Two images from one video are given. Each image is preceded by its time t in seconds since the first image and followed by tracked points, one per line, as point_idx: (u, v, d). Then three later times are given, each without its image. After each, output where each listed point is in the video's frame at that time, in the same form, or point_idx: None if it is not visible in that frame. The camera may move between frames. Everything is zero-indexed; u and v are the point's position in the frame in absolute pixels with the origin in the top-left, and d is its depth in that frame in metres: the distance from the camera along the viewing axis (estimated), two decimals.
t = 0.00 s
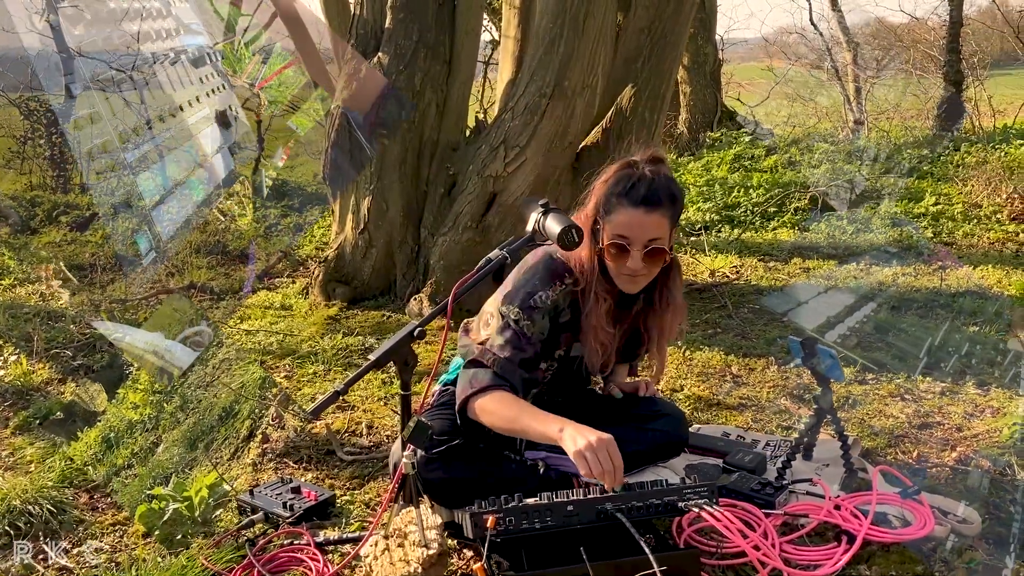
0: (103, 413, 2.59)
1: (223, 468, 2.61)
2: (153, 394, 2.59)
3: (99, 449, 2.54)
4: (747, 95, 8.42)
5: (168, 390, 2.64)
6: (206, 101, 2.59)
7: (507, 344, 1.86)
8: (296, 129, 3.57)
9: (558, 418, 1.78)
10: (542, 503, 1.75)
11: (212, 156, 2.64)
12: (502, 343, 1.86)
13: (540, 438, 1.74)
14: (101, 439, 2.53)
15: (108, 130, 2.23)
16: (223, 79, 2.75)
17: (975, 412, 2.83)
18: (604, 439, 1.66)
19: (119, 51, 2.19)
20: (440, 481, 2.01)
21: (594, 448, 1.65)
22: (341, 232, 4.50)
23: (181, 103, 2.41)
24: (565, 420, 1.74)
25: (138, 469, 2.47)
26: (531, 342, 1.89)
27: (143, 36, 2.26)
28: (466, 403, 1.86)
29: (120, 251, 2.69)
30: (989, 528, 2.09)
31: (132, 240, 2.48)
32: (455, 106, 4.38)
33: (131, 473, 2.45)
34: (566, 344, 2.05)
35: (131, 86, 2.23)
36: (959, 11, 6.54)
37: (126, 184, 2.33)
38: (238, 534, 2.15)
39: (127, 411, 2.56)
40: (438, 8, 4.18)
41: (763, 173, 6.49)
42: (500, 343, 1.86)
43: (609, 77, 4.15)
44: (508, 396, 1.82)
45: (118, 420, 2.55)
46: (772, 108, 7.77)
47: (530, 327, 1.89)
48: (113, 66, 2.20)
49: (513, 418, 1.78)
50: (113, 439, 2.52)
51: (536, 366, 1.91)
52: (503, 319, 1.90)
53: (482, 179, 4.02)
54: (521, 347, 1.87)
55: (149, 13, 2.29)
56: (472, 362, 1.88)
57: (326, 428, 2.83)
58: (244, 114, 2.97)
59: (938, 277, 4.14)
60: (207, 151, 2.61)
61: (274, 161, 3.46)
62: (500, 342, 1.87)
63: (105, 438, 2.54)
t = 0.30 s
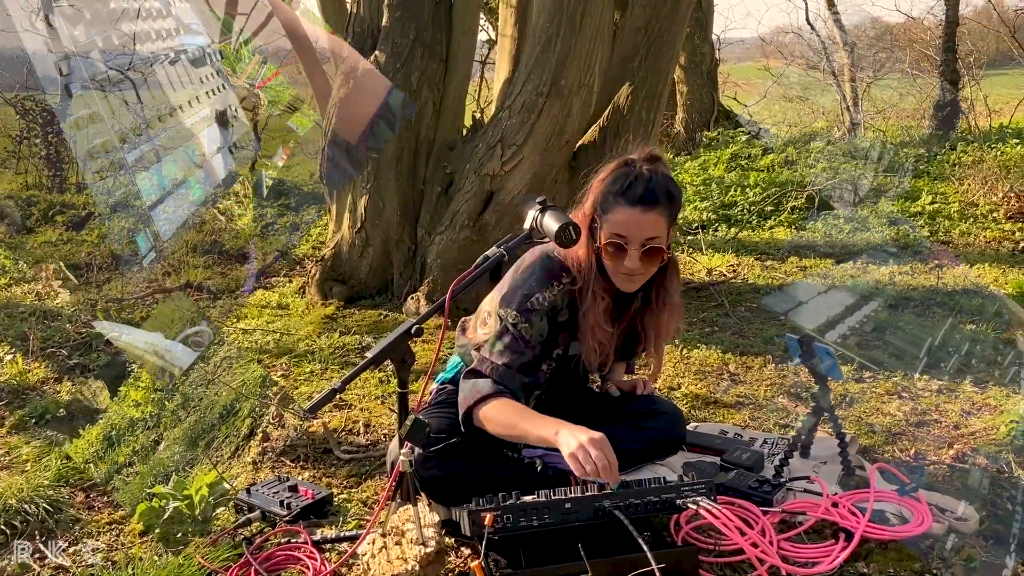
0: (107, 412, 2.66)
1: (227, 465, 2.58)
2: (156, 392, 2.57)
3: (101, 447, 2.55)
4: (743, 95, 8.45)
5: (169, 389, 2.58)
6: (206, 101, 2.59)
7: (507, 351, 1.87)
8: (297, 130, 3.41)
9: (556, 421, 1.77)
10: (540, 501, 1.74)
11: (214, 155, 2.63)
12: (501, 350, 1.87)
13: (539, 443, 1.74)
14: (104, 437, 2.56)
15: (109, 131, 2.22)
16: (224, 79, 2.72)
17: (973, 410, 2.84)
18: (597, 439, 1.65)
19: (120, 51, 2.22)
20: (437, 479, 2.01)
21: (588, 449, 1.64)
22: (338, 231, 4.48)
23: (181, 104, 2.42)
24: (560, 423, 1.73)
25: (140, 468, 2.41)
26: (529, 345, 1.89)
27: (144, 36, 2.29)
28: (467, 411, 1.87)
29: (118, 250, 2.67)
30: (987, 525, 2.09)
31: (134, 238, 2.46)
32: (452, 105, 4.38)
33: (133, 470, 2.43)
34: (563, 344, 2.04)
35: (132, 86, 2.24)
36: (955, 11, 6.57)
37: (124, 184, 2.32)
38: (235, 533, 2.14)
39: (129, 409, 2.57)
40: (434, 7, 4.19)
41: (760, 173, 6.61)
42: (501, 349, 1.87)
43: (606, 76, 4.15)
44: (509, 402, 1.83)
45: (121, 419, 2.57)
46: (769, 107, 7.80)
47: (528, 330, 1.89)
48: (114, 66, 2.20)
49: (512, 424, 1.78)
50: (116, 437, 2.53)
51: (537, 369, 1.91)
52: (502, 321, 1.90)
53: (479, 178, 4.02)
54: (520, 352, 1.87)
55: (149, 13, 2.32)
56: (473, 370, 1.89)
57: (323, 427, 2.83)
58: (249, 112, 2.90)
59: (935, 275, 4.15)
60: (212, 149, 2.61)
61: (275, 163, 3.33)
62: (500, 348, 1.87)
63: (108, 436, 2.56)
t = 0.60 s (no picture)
0: (106, 408, 2.44)
1: (228, 465, 2.59)
2: (157, 390, 2.43)
3: (102, 445, 2.39)
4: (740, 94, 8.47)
5: (171, 386, 2.47)
6: (206, 102, 2.53)
7: (504, 350, 1.88)
8: (299, 131, 3.13)
9: (552, 419, 1.79)
10: (535, 497, 1.75)
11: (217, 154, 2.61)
12: (497, 350, 1.88)
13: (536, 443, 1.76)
14: (105, 434, 2.39)
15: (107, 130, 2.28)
16: (227, 80, 2.64)
17: (968, 406, 2.84)
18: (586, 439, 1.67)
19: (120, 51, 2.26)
20: (434, 474, 2.01)
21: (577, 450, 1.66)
22: (334, 229, 4.48)
23: (181, 104, 2.42)
24: (555, 423, 1.75)
25: (142, 466, 2.38)
26: (525, 342, 1.90)
27: (145, 37, 2.31)
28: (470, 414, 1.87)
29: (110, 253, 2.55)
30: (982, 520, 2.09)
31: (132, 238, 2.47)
32: (448, 104, 4.38)
33: (134, 468, 2.39)
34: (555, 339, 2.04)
35: (130, 85, 2.28)
36: (951, 11, 6.59)
37: (123, 183, 2.38)
38: (230, 530, 2.14)
39: (132, 406, 2.41)
40: (430, 6, 4.20)
41: (756, 172, 6.57)
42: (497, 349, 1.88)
43: (602, 75, 4.16)
44: (508, 401, 1.84)
45: (123, 416, 2.40)
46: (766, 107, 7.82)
47: (522, 325, 1.90)
48: (111, 66, 2.26)
49: (511, 426, 1.79)
50: (117, 435, 2.39)
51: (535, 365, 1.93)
52: (496, 318, 1.91)
53: (475, 176, 4.02)
54: (515, 350, 1.88)
55: (150, 13, 2.34)
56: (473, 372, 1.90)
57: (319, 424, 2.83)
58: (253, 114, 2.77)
59: (932, 273, 4.16)
60: (214, 148, 2.59)
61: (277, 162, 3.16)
62: (496, 346, 1.88)
63: (109, 433, 2.39)
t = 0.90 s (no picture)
0: (108, 407, 2.51)
1: (229, 465, 2.62)
2: (161, 388, 2.56)
3: (105, 443, 2.47)
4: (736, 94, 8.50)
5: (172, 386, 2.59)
6: (206, 102, 2.56)
7: (500, 334, 1.90)
8: (298, 130, 3.16)
9: (549, 409, 1.80)
10: (529, 491, 1.75)
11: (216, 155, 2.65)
12: (494, 334, 1.90)
13: (534, 434, 1.78)
14: (107, 432, 2.47)
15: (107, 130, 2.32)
16: (227, 80, 2.66)
17: (960, 402, 2.86)
18: (576, 436, 1.69)
19: (120, 51, 2.32)
20: (426, 469, 2.01)
21: (567, 446, 1.69)
22: (330, 227, 4.47)
23: (180, 104, 2.48)
24: (550, 416, 1.77)
25: (144, 464, 2.45)
26: (519, 318, 1.94)
27: (143, 37, 2.38)
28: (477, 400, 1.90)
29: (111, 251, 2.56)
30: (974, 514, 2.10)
31: (133, 240, 2.50)
32: (444, 102, 4.39)
33: (137, 466, 2.45)
34: (544, 314, 2.07)
35: (131, 86, 2.35)
36: (946, 11, 6.57)
37: (127, 182, 2.41)
38: (225, 525, 2.13)
39: (134, 404, 2.51)
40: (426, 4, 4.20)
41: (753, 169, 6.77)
42: (495, 336, 1.91)
43: (597, 72, 4.16)
44: (510, 386, 1.85)
45: (126, 414, 2.50)
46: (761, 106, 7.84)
47: (514, 302, 1.94)
48: (111, 66, 2.31)
49: (510, 415, 1.81)
50: (120, 433, 2.48)
51: (533, 342, 1.95)
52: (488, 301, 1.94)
53: (471, 173, 4.02)
54: (510, 330, 1.91)
55: (149, 12, 2.39)
56: (475, 361, 1.91)
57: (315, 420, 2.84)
58: (251, 112, 2.81)
59: (926, 271, 4.18)
60: (213, 148, 2.63)
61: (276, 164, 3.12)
62: (493, 330, 1.91)
63: (112, 431, 2.47)
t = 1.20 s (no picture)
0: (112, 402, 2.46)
1: (235, 465, 2.65)
2: (162, 387, 2.48)
3: (109, 440, 2.45)
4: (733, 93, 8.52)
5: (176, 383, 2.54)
6: (206, 102, 2.50)
7: (503, 304, 1.95)
8: (299, 130, 3.14)
9: (560, 394, 1.84)
10: (533, 481, 1.77)
11: (213, 158, 2.55)
12: (496, 305, 1.95)
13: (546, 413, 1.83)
14: (111, 429, 2.44)
15: (107, 129, 2.16)
16: (226, 79, 2.63)
17: (959, 396, 2.88)
18: (580, 427, 1.72)
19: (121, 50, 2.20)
20: (431, 458, 2.04)
21: (571, 436, 1.73)
22: (329, 223, 4.48)
23: (180, 105, 2.39)
24: (560, 402, 1.80)
25: (148, 462, 2.44)
26: (517, 285, 1.98)
27: (142, 38, 2.30)
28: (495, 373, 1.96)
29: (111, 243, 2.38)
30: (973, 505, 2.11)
31: (133, 241, 2.31)
32: (443, 98, 4.40)
33: (140, 466, 2.44)
34: (536, 284, 2.12)
35: (133, 84, 2.21)
36: (943, 10, 6.57)
37: (128, 184, 2.24)
38: (228, 517, 2.14)
39: (137, 401, 2.44)
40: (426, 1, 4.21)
41: (750, 168, 6.76)
42: (498, 306, 1.95)
43: (597, 69, 4.18)
44: (523, 354, 1.90)
45: (129, 412, 2.43)
46: (759, 104, 7.87)
47: (508, 272, 1.99)
48: (111, 65, 2.18)
49: (524, 390, 1.87)
50: (124, 431, 2.45)
51: (533, 307, 1.99)
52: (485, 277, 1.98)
53: (471, 169, 4.03)
54: (510, 298, 1.96)
55: (149, 12, 2.33)
56: (487, 332, 1.96)
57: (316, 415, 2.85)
58: (250, 110, 2.75)
59: (925, 266, 4.19)
60: (209, 151, 2.53)
61: (277, 164, 3.07)
62: (493, 301, 1.95)
63: (115, 429, 2.44)
